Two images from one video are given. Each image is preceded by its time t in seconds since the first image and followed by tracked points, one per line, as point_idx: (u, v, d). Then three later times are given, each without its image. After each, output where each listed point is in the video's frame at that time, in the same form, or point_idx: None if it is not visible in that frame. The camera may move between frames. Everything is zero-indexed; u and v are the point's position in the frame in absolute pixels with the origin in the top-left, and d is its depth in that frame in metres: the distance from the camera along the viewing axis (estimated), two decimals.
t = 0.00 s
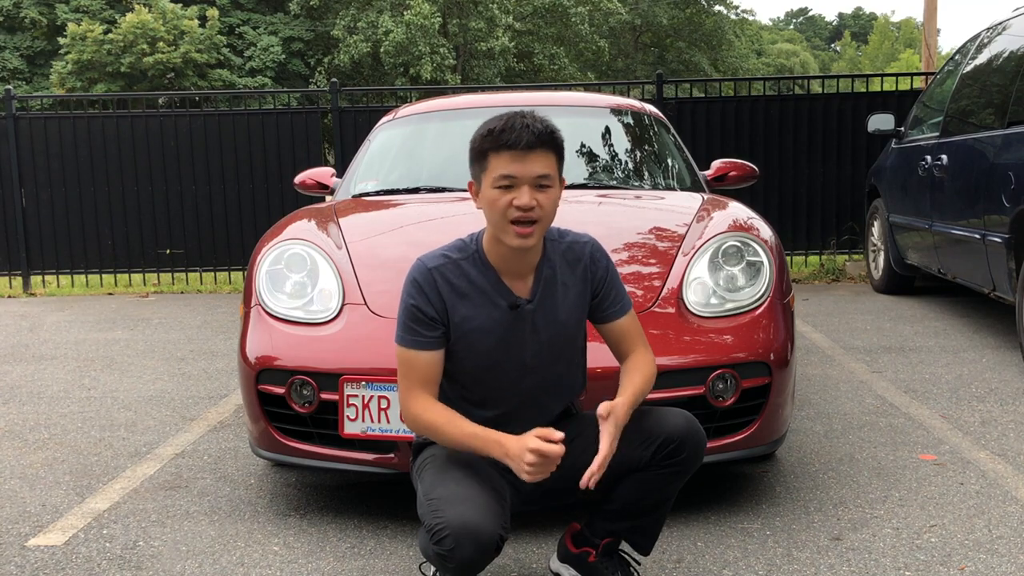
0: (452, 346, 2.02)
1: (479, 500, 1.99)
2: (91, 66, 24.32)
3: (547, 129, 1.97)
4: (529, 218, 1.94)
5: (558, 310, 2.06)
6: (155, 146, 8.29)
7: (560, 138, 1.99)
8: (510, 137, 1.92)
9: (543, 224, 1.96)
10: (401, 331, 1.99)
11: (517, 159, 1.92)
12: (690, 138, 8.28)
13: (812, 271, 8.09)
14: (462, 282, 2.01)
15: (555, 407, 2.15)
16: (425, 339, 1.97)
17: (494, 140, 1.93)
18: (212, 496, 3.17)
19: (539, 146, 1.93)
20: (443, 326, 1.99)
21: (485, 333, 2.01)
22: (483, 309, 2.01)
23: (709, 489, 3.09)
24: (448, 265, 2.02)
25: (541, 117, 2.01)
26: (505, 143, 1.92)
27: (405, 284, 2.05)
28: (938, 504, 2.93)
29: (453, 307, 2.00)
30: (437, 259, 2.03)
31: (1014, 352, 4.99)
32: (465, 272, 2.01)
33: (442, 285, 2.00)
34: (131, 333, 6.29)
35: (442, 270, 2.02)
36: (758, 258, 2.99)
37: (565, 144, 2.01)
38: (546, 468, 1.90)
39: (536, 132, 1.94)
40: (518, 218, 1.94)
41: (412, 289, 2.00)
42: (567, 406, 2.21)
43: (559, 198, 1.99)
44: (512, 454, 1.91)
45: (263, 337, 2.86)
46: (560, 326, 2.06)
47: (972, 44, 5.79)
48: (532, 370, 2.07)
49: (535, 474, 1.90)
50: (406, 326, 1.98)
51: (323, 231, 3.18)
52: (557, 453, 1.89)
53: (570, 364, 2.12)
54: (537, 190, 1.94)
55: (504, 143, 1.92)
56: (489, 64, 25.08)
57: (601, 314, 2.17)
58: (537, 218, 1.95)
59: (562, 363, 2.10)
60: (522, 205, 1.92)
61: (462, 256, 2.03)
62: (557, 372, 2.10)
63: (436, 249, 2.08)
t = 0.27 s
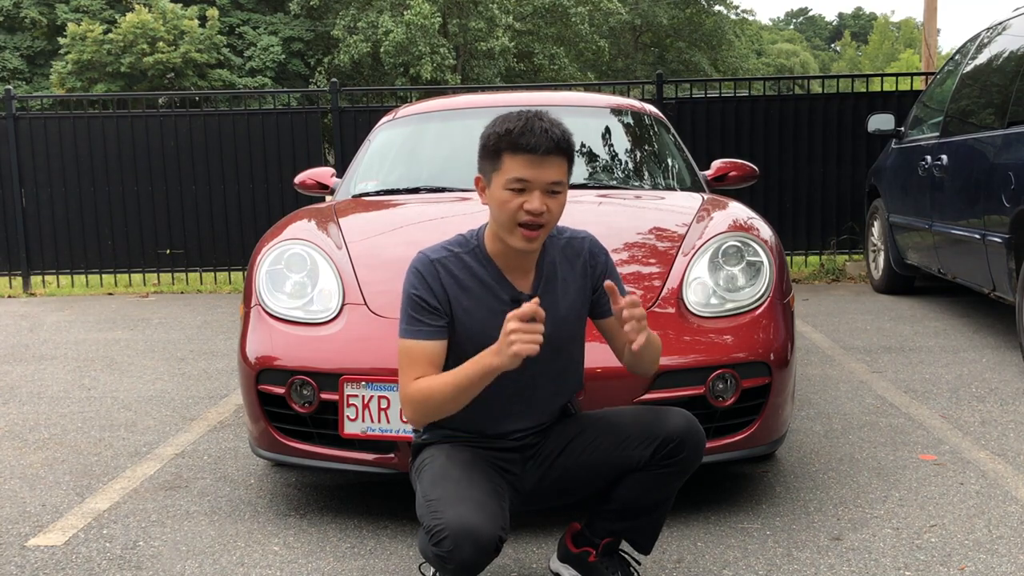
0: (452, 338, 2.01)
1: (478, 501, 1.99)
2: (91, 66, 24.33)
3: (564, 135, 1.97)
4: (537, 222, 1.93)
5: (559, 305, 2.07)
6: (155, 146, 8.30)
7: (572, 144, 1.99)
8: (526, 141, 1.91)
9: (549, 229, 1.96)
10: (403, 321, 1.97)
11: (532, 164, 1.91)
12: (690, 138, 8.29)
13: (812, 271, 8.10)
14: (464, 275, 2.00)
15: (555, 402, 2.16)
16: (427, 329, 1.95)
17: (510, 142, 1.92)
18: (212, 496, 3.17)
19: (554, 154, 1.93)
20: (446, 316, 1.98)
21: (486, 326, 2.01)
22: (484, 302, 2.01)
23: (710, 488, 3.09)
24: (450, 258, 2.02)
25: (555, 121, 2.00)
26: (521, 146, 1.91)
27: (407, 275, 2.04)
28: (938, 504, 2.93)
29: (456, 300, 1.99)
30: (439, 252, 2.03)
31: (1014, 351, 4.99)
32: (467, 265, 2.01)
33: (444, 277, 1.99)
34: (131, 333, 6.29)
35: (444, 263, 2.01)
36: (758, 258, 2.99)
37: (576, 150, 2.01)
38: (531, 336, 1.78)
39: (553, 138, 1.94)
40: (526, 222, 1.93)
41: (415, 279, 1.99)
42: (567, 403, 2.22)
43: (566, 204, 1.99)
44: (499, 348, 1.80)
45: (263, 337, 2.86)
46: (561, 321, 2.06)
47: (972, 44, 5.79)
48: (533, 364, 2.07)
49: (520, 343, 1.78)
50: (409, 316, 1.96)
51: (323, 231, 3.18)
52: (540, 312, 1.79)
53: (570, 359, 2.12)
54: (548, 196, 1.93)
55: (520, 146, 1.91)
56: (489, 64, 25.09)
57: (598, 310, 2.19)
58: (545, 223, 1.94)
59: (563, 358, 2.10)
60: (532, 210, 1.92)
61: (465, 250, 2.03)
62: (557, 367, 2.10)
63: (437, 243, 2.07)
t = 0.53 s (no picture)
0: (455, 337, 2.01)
1: (479, 501, 1.99)
2: (91, 66, 24.33)
3: (572, 141, 1.97)
4: (543, 227, 1.94)
5: (561, 304, 2.06)
6: (155, 146, 8.30)
7: (580, 149, 1.99)
8: (537, 148, 1.91)
9: (556, 234, 1.97)
10: (406, 318, 1.97)
11: (542, 170, 1.91)
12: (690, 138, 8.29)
13: (812, 271, 8.10)
14: (467, 273, 2.01)
15: (556, 402, 2.16)
16: (429, 326, 1.95)
17: (521, 147, 1.91)
18: (212, 496, 3.17)
19: (564, 160, 1.92)
20: (451, 312, 1.98)
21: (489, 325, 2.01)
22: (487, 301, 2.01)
23: (710, 489, 3.09)
24: (453, 257, 2.03)
25: (563, 125, 2.00)
26: (531, 152, 1.90)
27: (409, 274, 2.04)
28: (938, 504, 2.93)
29: (459, 298, 1.99)
30: (443, 251, 2.04)
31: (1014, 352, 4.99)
32: (470, 264, 2.02)
33: (447, 275, 2.00)
34: (131, 333, 6.29)
35: (447, 262, 2.02)
36: (758, 258, 2.99)
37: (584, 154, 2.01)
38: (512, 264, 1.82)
39: (563, 144, 1.94)
40: (534, 228, 1.93)
41: (418, 277, 1.99)
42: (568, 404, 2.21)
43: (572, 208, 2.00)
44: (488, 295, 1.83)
45: (263, 337, 2.86)
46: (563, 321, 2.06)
47: (972, 44, 5.79)
48: (534, 364, 2.07)
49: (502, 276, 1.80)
50: (411, 313, 1.96)
51: (323, 231, 3.18)
52: (516, 247, 1.85)
53: (571, 358, 2.12)
54: (555, 201, 1.94)
55: (531, 152, 1.91)
56: (488, 64, 25.09)
57: (598, 310, 2.18)
58: (552, 229, 1.95)
59: (564, 358, 2.10)
60: (540, 216, 1.92)
61: (468, 250, 2.04)
62: (558, 366, 2.11)
63: (440, 243, 2.08)
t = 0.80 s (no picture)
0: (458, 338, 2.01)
1: (479, 501, 1.99)
2: (91, 66, 24.33)
3: (570, 140, 1.96)
4: (542, 228, 1.93)
5: (563, 307, 2.06)
6: (155, 146, 8.30)
7: (580, 149, 1.99)
8: (531, 147, 1.91)
9: (554, 234, 1.96)
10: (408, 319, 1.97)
11: (536, 169, 1.91)
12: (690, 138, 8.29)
13: (812, 271, 8.10)
14: (470, 274, 2.01)
15: (558, 404, 2.17)
16: (432, 328, 1.95)
17: (516, 147, 1.92)
18: (212, 496, 3.17)
19: (559, 158, 1.92)
20: (453, 313, 1.98)
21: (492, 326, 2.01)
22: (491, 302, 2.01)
23: (710, 489, 3.09)
24: (457, 257, 2.02)
25: (564, 125, 2.00)
26: (525, 152, 1.91)
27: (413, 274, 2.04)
28: (938, 504, 2.93)
29: (462, 299, 1.99)
30: (446, 251, 2.04)
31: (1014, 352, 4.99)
32: (474, 264, 2.02)
33: (451, 276, 2.00)
34: (131, 333, 6.29)
35: (451, 263, 2.02)
36: (758, 258, 2.99)
37: (584, 154, 2.00)
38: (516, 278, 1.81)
39: (557, 142, 1.93)
40: (530, 227, 1.93)
41: (421, 278, 1.99)
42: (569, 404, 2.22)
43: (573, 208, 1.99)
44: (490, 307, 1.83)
45: (264, 337, 2.86)
46: (565, 323, 2.06)
47: (972, 44, 5.79)
48: (536, 365, 2.07)
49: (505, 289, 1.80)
50: (414, 314, 1.96)
51: (323, 231, 3.18)
52: (517, 256, 1.84)
53: (574, 360, 2.12)
54: (552, 201, 1.93)
55: (525, 151, 1.91)
56: (489, 64, 25.09)
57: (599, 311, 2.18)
58: (550, 229, 1.94)
59: (567, 359, 2.10)
60: (536, 215, 1.92)
61: (472, 250, 2.04)
62: (561, 368, 2.11)
63: (444, 243, 2.08)
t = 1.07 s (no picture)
0: (456, 339, 2.01)
1: (480, 503, 1.99)
2: (91, 66, 24.33)
3: (552, 128, 1.97)
4: (531, 218, 1.93)
5: (565, 308, 2.06)
6: (155, 146, 8.29)
7: (567, 138, 1.99)
8: (510, 138, 1.93)
9: (546, 225, 1.95)
10: (407, 322, 1.96)
11: (517, 159, 1.92)
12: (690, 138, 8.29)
13: (812, 271, 8.10)
14: (471, 276, 2.00)
15: (561, 406, 2.17)
16: (432, 331, 1.95)
17: (496, 140, 1.95)
18: (212, 496, 3.17)
19: (539, 146, 1.93)
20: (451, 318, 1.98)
21: (492, 328, 2.01)
22: (491, 303, 2.00)
23: (710, 488, 3.09)
24: (458, 259, 2.01)
25: (549, 116, 2.01)
26: (505, 143, 1.93)
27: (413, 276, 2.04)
28: (938, 504, 2.93)
29: (462, 302, 1.99)
30: (447, 253, 2.03)
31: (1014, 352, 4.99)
32: (474, 266, 2.01)
33: (451, 278, 1.99)
34: (131, 333, 6.29)
35: (452, 265, 2.01)
36: (759, 258, 2.99)
37: (572, 144, 2.00)
38: (529, 345, 1.78)
39: (537, 131, 1.95)
40: (519, 219, 1.93)
41: (422, 281, 1.99)
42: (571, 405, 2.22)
43: (565, 198, 1.98)
44: (498, 358, 1.81)
45: (263, 337, 2.86)
46: (566, 324, 2.06)
47: (972, 44, 5.79)
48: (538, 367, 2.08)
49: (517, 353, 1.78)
50: (413, 318, 1.96)
51: (323, 231, 3.18)
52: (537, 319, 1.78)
53: (574, 362, 2.13)
54: (538, 190, 1.94)
55: (505, 143, 1.93)
56: (489, 64, 25.09)
57: (603, 313, 2.18)
58: (540, 219, 1.94)
59: (567, 360, 2.10)
60: (522, 205, 1.92)
61: (473, 251, 2.03)
62: (561, 369, 2.11)
63: (445, 244, 2.07)
